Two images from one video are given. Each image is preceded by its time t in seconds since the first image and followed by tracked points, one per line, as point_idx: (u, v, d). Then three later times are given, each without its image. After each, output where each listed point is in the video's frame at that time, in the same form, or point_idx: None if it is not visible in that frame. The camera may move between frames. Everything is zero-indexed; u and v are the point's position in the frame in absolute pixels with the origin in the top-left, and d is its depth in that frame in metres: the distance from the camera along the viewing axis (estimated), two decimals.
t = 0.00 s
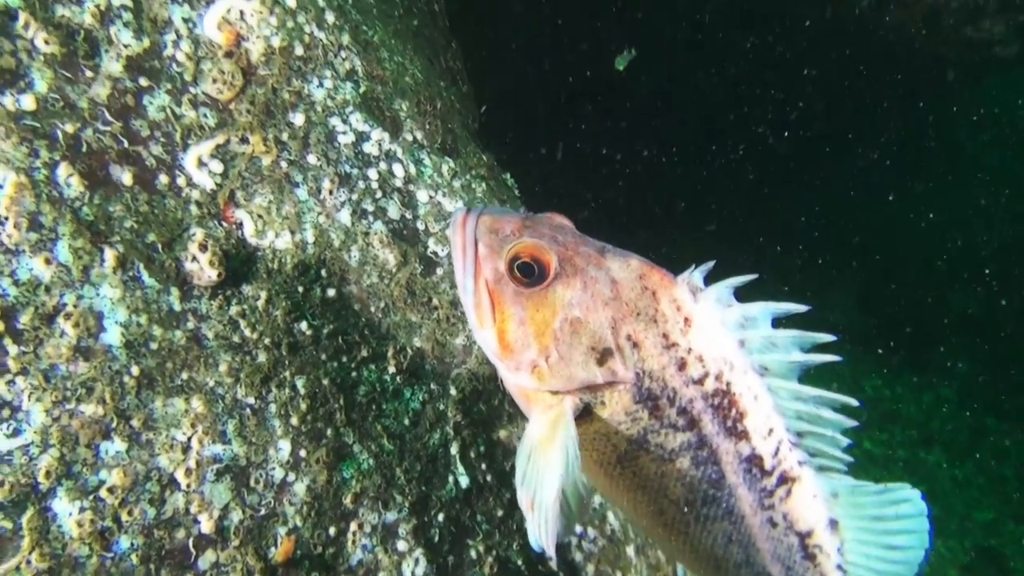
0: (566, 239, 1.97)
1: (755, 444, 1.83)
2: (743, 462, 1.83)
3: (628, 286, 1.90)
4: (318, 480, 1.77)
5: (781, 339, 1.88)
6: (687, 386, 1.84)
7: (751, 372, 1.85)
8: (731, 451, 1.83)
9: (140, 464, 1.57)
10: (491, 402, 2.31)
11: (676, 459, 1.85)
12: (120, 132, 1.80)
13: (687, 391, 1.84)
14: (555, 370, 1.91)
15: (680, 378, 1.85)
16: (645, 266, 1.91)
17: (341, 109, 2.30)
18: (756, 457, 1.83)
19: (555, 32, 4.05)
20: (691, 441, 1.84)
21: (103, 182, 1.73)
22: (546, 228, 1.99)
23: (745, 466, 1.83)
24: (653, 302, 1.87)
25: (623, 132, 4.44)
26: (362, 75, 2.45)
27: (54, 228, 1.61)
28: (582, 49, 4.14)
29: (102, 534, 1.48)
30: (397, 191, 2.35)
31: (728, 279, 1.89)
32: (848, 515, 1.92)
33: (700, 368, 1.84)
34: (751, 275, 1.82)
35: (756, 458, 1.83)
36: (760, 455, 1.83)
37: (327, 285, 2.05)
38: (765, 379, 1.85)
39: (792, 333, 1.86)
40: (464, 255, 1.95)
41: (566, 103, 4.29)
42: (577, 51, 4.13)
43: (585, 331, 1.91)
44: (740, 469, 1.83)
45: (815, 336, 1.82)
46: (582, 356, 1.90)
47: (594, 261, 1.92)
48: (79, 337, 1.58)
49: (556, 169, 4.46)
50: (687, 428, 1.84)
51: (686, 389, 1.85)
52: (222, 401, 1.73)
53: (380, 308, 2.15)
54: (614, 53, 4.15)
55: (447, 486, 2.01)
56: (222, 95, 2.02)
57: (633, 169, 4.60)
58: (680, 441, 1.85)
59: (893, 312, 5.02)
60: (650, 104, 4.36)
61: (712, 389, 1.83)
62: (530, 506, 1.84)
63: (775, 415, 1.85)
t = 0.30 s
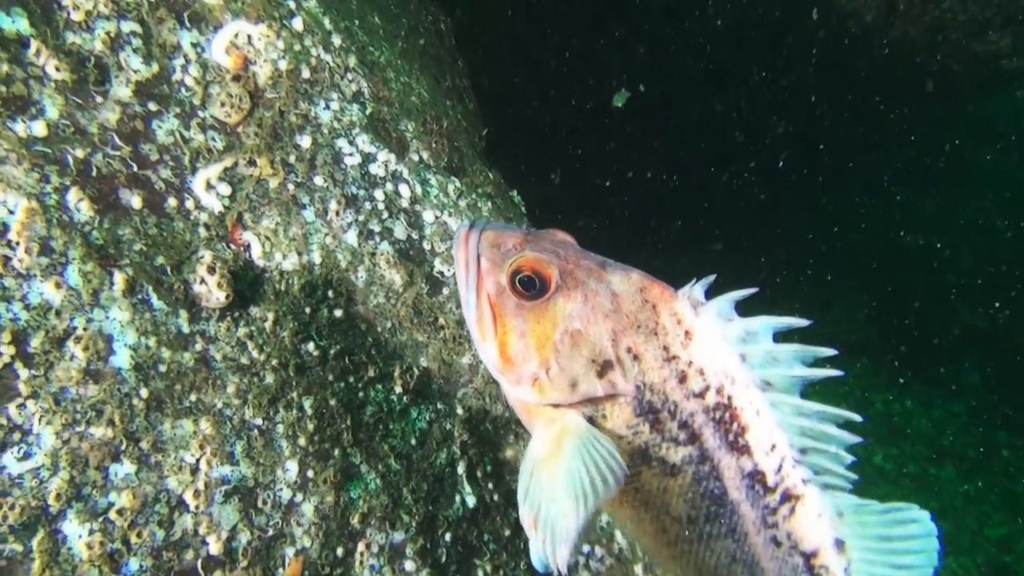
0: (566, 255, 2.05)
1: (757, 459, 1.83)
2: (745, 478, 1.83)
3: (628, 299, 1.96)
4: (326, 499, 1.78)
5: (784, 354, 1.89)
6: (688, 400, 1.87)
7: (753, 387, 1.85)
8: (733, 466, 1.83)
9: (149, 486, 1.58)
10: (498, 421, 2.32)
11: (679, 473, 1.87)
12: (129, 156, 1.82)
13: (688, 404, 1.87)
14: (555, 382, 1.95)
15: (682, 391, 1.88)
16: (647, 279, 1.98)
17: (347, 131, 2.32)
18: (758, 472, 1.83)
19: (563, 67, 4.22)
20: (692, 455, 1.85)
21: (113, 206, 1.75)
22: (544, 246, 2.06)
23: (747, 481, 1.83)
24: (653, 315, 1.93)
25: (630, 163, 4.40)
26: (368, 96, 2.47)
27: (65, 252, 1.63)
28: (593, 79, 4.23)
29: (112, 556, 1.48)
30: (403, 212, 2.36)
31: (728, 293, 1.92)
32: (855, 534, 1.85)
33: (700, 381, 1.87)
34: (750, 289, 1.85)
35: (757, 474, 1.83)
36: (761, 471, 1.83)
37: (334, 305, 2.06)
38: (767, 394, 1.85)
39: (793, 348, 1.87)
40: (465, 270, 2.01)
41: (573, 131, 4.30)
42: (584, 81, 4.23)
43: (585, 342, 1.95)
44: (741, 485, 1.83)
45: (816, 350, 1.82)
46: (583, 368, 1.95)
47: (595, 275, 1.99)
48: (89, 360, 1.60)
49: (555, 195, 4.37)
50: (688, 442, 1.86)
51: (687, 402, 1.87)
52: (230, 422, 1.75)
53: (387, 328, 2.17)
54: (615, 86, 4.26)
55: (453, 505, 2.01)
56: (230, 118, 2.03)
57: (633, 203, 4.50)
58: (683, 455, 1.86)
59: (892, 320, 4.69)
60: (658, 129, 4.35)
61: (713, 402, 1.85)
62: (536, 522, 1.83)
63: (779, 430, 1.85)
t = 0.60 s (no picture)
0: (581, 237, 2.05)
1: (729, 463, 1.77)
2: (717, 482, 1.77)
3: (623, 282, 1.93)
4: (330, 514, 1.82)
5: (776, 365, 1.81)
6: (663, 386, 1.84)
7: (735, 389, 1.78)
8: (704, 465, 1.78)
9: (155, 503, 1.61)
10: (501, 435, 2.35)
11: (650, 465, 1.84)
12: (135, 176, 1.83)
13: (663, 390, 1.84)
14: (543, 354, 1.98)
15: (659, 377, 1.85)
16: (645, 273, 1.92)
17: (350, 149, 2.32)
18: (730, 476, 1.76)
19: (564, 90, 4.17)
20: (664, 446, 1.83)
21: (119, 226, 1.76)
22: (571, 231, 2.09)
23: (718, 485, 1.76)
24: (643, 299, 1.89)
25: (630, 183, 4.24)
26: (371, 114, 2.46)
27: (71, 271, 1.65)
28: (596, 102, 4.19)
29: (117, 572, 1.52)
30: (405, 229, 2.38)
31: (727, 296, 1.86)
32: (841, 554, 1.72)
33: (678, 368, 1.83)
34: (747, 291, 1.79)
35: (729, 479, 1.76)
36: (734, 478, 1.76)
37: (337, 322, 2.04)
38: (752, 402, 1.77)
39: (782, 359, 1.78)
40: (494, 251, 2.12)
41: (574, 150, 4.18)
42: (586, 105, 4.19)
43: (573, 315, 1.96)
44: (713, 489, 1.77)
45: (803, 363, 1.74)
46: (568, 342, 1.96)
47: (597, 257, 1.98)
48: (95, 378, 1.62)
49: (553, 210, 4.10)
50: (660, 431, 1.83)
51: (663, 388, 1.84)
52: (235, 438, 1.78)
53: (389, 343, 2.15)
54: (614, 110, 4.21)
55: (457, 520, 2.08)
56: (233, 137, 2.04)
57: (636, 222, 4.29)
58: (654, 446, 1.84)
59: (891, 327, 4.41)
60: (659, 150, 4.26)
61: (688, 393, 1.82)
62: (542, 501, 1.95)
63: (761, 438, 1.75)
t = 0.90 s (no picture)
0: (588, 227, 2.12)
1: (696, 435, 1.78)
2: (682, 454, 1.79)
3: (617, 263, 1.96)
4: (327, 528, 1.84)
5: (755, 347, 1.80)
6: (640, 357, 1.85)
7: (710, 365, 1.79)
8: (670, 435, 1.80)
9: (151, 517, 1.62)
10: (500, 447, 2.34)
11: (619, 435, 1.88)
12: (130, 191, 1.84)
13: (639, 361, 1.85)
14: (536, 329, 2.05)
15: (637, 349, 1.86)
16: (638, 256, 1.94)
17: (346, 164, 2.31)
18: (694, 449, 1.78)
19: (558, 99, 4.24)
20: (635, 416, 1.86)
21: (114, 241, 1.77)
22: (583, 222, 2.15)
23: (683, 457, 1.79)
24: (632, 279, 1.91)
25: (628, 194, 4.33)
26: (367, 128, 2.46)
27: (67, 286, 1.65)
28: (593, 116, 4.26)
29: None
30: (402, 243, 2.34)
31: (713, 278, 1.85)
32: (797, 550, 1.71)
33: (657, 343, 1.84)
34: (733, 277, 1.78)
35: (693, 451, 1.78)
36: (699, 451, 1.78)
37: (334, 337, 2.04)
38: (728, 380, 1.78)
39: (757, 341, 1.78)
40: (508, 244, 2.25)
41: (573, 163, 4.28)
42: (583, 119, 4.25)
43: (566, 293, 2.01)
44: (678, 460, 1.79)
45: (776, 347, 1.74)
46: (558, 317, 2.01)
47: (597, 242, 2.03)
48: (91, 394, 1.62)
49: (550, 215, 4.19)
50: (634, 401, 1.86)
51: (639, 359, 1.86)
52: (231, 453, 1.79)
53: (385, 357, 2.14)
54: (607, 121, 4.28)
55: (454, 533, 2.09)
56: (230, 152, 2.03)
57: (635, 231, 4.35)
58: (624, 417, 1.87)
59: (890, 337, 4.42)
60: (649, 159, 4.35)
61: (664, 366, 1.83)
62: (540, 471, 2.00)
63: (729, 414, 1.77)
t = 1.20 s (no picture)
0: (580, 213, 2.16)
1: (669, 409, 1.78)
2: (654, 426, 1.79)
3: (602, 245, 1.98)
4: (318, 541, 1.85)
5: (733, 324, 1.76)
6: (619, 335, 1.87)
7: (686, 340, 1.76)
8: (645, 408, 1.81)
9: (138, 531, 1.62)
10: (490, 459, 2.34)
11: (598, 410, 1.91)
12: (119, 203, 1.83)
13: (619, 338, 1.87)
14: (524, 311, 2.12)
15: (617, 326, 1.88)
16: (623, 240, 1.94)
17: (338, 174, 2.29)
18: (667, 421, 1.77)
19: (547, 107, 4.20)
20: (613, 391, 1.88)
21: (102, 252, 1.76)
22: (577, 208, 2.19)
23: (656, 429, 1.79)
24: (615, 260, 1.92)
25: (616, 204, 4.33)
26: (358, 139, 2.46)
27: (53, 298, 1.64)
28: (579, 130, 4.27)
29: None
30: (394, 254, 2.31)
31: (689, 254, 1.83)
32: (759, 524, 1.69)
33: (635, 320, 1.85)
34: (704, 254, 1.76)
35: (666, 424, 1.78)
36: (671, 424, 1.77)
37: (325, 348, 2.02)
38: (702, 355, 1.74)
39: (730, 316, 1.74)
40: (503, 231, 2.28)
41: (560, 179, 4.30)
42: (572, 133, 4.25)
43: (553, 276, 2.06)
44: (650, 432, 1.80)
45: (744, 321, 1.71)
46: (546, 298, 2.06)
47: (585, 226, 2.06)
48: (78, 407, 1.61)
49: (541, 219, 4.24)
50: (612, 376, 1.88)
51: (619, 337, 1.87)
52: (220, 465, 1.79)
53: (378, 369, 2.11)
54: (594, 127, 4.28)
55: (445, 546, 2.11)
56: (220, 163, 2.02)
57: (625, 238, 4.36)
58: (603, 392, 1.91)
59: (887, 348, 4.40)
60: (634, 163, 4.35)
61: (641, 342, 1.83)
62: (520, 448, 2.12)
63: (703, 388, 1.74)
